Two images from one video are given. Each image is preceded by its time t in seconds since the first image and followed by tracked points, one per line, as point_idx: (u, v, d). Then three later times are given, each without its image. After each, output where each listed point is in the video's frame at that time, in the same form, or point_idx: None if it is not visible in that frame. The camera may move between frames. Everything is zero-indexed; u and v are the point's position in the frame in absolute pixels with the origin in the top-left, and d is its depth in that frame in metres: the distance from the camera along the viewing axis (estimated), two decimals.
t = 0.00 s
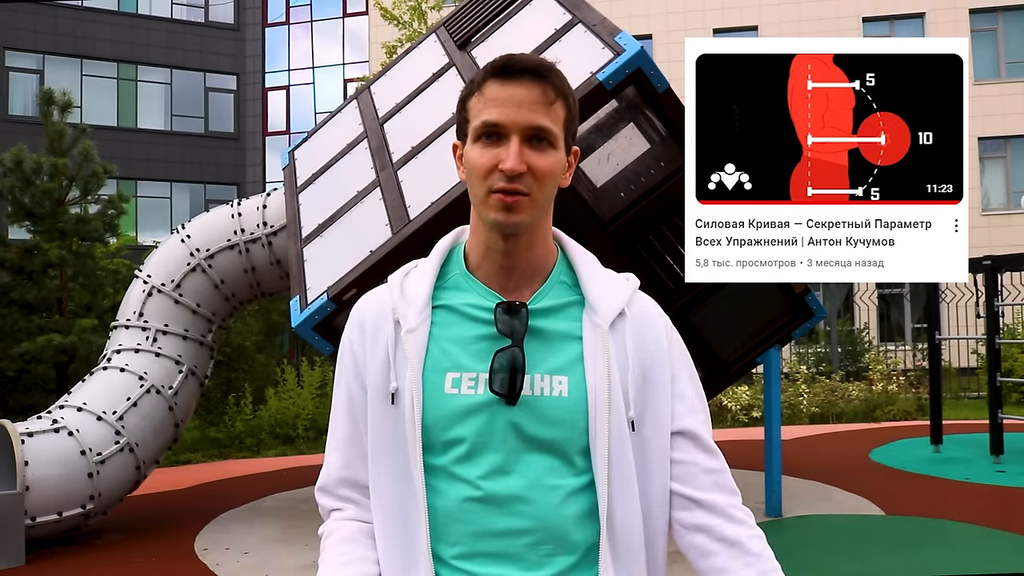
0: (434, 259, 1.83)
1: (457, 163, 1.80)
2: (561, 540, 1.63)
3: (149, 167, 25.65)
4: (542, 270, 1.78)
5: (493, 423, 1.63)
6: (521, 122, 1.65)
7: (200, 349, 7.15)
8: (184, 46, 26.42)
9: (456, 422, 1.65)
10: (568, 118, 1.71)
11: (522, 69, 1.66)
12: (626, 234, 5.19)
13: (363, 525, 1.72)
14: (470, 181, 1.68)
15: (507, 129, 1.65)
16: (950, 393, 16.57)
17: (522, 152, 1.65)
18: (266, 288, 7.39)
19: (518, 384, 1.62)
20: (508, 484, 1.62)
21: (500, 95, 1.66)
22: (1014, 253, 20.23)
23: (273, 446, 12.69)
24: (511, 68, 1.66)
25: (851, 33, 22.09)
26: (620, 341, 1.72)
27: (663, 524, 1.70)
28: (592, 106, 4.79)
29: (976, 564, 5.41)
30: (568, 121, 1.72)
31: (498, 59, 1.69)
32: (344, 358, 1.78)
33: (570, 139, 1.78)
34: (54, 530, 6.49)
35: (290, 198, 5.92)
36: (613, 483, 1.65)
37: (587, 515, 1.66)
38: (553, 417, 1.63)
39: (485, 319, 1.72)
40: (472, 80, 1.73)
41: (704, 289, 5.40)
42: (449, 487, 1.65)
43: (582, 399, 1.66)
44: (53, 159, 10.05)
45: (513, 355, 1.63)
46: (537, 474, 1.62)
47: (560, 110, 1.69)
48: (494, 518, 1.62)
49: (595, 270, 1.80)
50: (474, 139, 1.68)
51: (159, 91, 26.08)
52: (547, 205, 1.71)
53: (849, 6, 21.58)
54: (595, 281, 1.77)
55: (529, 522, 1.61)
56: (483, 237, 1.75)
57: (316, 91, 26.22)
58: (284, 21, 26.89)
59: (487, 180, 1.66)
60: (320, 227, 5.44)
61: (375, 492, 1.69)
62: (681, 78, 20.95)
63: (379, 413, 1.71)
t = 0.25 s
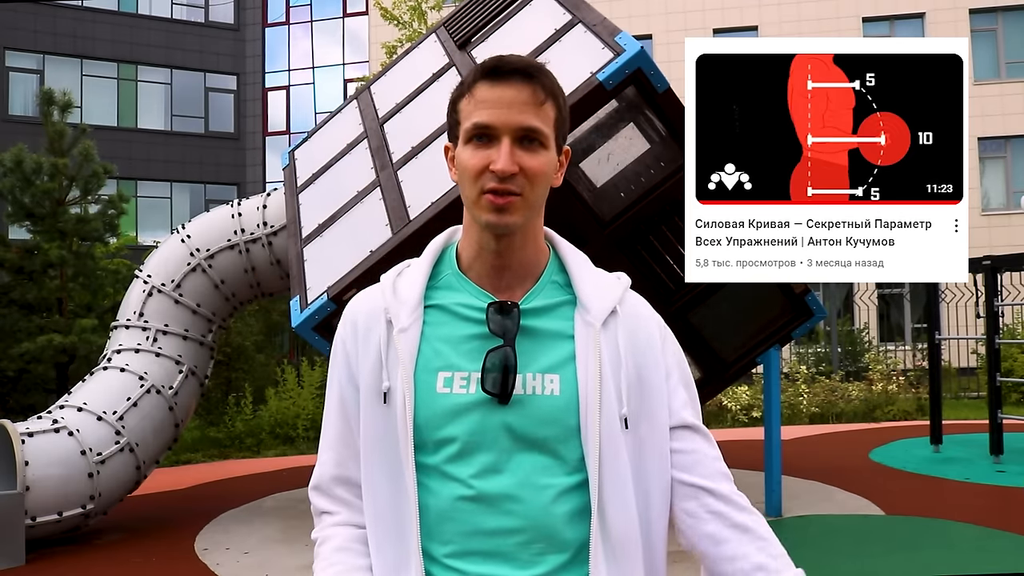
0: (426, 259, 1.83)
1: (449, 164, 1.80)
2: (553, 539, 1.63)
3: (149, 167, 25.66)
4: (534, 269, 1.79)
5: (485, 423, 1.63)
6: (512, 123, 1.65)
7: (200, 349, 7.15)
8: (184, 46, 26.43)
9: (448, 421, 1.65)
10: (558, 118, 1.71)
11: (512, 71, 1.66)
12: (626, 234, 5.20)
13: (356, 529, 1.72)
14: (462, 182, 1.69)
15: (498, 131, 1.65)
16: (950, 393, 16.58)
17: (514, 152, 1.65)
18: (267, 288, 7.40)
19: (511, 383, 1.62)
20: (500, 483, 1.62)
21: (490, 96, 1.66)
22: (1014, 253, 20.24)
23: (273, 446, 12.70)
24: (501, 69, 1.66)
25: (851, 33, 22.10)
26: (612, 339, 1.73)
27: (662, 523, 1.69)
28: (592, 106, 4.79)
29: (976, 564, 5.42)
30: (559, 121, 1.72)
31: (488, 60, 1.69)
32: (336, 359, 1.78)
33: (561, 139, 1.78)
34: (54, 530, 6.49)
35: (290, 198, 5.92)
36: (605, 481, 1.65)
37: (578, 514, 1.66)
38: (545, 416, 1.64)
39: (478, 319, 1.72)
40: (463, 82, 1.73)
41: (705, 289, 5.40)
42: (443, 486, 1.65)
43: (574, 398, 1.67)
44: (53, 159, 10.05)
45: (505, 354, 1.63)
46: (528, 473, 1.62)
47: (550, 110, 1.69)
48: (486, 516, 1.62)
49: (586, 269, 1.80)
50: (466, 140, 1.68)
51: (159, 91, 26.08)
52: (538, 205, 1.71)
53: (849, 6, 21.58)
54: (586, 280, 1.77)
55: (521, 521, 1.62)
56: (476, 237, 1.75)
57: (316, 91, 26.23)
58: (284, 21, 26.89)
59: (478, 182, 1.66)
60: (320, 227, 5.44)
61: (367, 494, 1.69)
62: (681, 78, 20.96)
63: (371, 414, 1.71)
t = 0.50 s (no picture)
0: (416, 259, 1.83)
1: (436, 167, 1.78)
2: (545, 537, 1.63)
3: (149, 167, 25.66)
4: (523, 268, 1.78)
5: (476, 421, 1.63)
6: (499, 125, 1.64)
7: (200, 349, 7.15)
8: (184, 46, 26.43)
9: (440, 421, 1.65)
10: (545, 118, 1.71)
11: (498, 72, 1.67)
12: (626, 234, 5.20)
13: (342, 534, 1.74)
14: (451, 185, 1.67)
15: (486, 133, 1.65)
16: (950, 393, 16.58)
17: (502, 154, 1.64)
18: (267, 288, 7.39)
19: (503, 381, 1.62)
20: (492, 480, 1.61)
21: (477, 99, 1.66)
22: (1014, 253, 20.24)
23: (273, 446, 12.70)
24: (486, 71, 1.66)
25: (851, 33, 22.09)
26: (603, 336, 1.74)
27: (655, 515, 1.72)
28: (592, 106, 4.79)
29: (976, 564, 5.41)
30: (546, 122, 1.72)
31: (474, 62, 1.69)
32: (325, 358, 1.78)
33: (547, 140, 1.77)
34: (54, 530, 6.49)
35: (290, 198, 5.92)
36: (595, 479, 1.66)
37: (570, 513, 1.66)
38: (536, 413, 1.64)
39: (469, 318, 1.72)
40: (449, 84, 1.73)
41: (705, 289, 5.39)
42: (434, 486, 1.64)
43: (565, 396, 1.67)
44: (53, 159, 10.05)
45: (496, 353, 1.63)
46: (520, 471, 1.62)
47: (537, 111, 1.68)
48: (478, 515, 1.61)
49: (575, 268, 1.81)
50: (454, 143, 1.67)
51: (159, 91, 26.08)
52: (527, 206, 1.70)
53: (849, 6, 21.57)
54: (575, 277, 1.78)
55: (514, 519, 1.61)
56: (465, 238, 1.74)
57: (316, 91, 26.23)
58: (284, 21, 26.89)
59: (468, 184, 1.65)
60: (320, 227, 5.44)
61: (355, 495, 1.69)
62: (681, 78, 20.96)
63: (360, 414, 1.71)
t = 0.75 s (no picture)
0: (408, 262, 1.85)
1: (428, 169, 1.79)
2: (541, 535, 1.63)
3: (149, 167, 25.66)
4: (515, 268, 1.79)
5: (470, 420, 1.64)
6: (489, 127, 1.64)
7: (200, 349, 7.15)
8: (184, 46, 26.43)
9: (435, 421, 1.65)
10: (534, 119, 1.72)
11: (487, 75, 1.68)
12: (626, 235, 5.22)
13: (340, 536, 1.75)
14: (443, 187, 1.66)
15: (476, 135, 1.64)
16: (950, 393, 16.58)
17: (492, 155, 1.64)
18: (267, 288, 7.39)
19: (497, 380, 1.62)
20: (488, 478, 1.62)
21: (468, 101, 1.67)
22: (1014, 253, 20.25)
23: (273, 446, 12.70)
24: (476, 74, 1.68)
25: (851, 33, 22.08)
26: (596, 333, 1.75)
27: (651, 509, 1.74)
28: (591, 106, 4.79)
29: (976, 564, 5.41)
30: (535, 123, 1.73)
31: (464, 66, 1.70)
32: (320, 362, 1.80)
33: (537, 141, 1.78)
34: (54, 530, 6.49)
35: (290, 198, 5.92)
36: (592, 476, 1.66)
37: (567, 511, 1.67)
38: (530, 411, 1.65)
39: (462, 318, 1.73)
40: (439, 88, 1.74)
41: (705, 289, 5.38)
42: (431, 486, 1.64)
43: (559, 392, 1.69)
44: (53, 159, 10.04)
45: (490, 352, 1.63)
46: (514, 469, 1.63)
47: (527, 113, 1.69)
48: (474, 514, 1.61)
49: (566, 267, 1.83)
50: (443, 145, 1.66)
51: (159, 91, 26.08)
52: (518, 208, 1.70)
53: (849, 6, 21.57)
54: (566, 276, 1.80)
55: (510, 517, 1.61)
56: (456, 239, 1.75)
57: (316, 91, 26.23)
58: (285, 21, 26.88)
59: (459, 186, 1.64)
60: (320, 227, 5.44)
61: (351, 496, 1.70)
62: (681, 78, 20.95)
63: (355, 416, 1.72)
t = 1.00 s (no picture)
0: (399, 265, 1.85)
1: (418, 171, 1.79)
2: (537, 535, 1.63)
3: (149, 167, 25.65)
4: (506, 268, 1.80)
5: (464, 421, 1.64)
6: (478, 125, 1.65)
7: (200, 349, 7.15)
8: (184, 46, 26.43)
9: (429, 421, 1.65)
10: (523, 118, 1.73)
11: (476, 74, 1.68)
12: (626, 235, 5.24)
13: (335, 539, 1.74)
14: (433, 186, 1.67)
15: (465, 133, 1.65)
16: (950, 393, 16.59)
17: (482, 154, 1.64)
18: (267, 288, 7.40)
19: (490, 379, 1.62)
20: (482, 477, 1.62)
21: (457, 100, 1.67)
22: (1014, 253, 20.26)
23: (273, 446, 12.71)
24: (465, 73, 1.68)
25: (851, 33, 22.08)
26: (587, 331, 1.75)
27: (644, 506, 1.74)
28: (591, 106, 4.78)
29: (976, 564, 5.42)
30: (524, 122, 1.73)
31: (451, 65, 1.71)
32: (312, 366, 1.80)
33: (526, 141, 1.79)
34: (54, 530, 6.49)
35: (290, 198, 5.93)
36: (586, 473, 1.66)
37: (562, 510, 1.67)
38: (523, 411, 1.65)
39: (454, 319, 1.73)
40: (428, 88, 1.74)
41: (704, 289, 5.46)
42: (425, 487, 1.64)
43: (553, 391, 1.68)
44: (53, 159, 10.04)
45: (482, 352, 1.64)
46: (509, 468, 1.63)
47: (516, 111, 1.70)
48: (469, 514, 1.62)
49: (556, 267, 1.83)
50: (433, 145, 1.67)
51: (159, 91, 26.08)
52: (508, 206, 1.71)
53: (849, 6, 21.57)
54: (556, 276, 1.81)
55: (505, 517, 1.61)
56: (447, 240, 1.75)
57: (316, 91, 26.24)
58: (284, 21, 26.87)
59: (449, 184, 1.65)
60: (320, 227, 5.44)
61: (346, 499, 1.70)
62: (681, 78, 20.95)
63: (348, 418, 1.72)
